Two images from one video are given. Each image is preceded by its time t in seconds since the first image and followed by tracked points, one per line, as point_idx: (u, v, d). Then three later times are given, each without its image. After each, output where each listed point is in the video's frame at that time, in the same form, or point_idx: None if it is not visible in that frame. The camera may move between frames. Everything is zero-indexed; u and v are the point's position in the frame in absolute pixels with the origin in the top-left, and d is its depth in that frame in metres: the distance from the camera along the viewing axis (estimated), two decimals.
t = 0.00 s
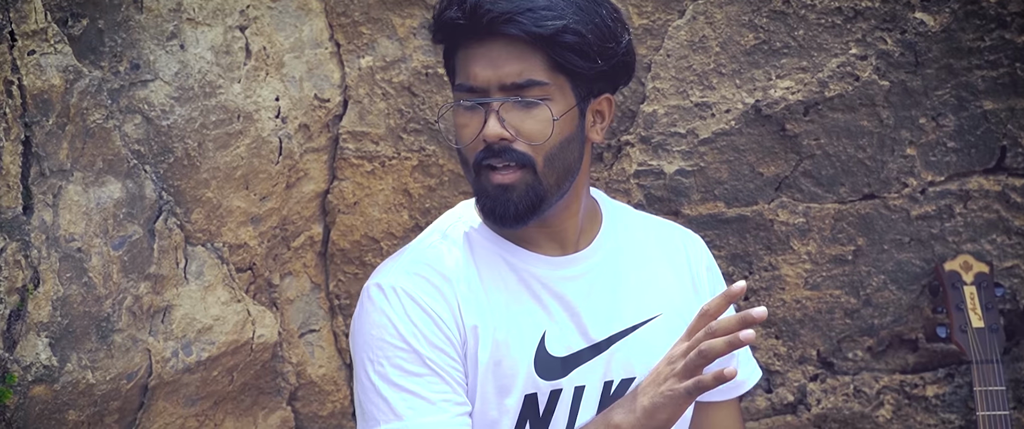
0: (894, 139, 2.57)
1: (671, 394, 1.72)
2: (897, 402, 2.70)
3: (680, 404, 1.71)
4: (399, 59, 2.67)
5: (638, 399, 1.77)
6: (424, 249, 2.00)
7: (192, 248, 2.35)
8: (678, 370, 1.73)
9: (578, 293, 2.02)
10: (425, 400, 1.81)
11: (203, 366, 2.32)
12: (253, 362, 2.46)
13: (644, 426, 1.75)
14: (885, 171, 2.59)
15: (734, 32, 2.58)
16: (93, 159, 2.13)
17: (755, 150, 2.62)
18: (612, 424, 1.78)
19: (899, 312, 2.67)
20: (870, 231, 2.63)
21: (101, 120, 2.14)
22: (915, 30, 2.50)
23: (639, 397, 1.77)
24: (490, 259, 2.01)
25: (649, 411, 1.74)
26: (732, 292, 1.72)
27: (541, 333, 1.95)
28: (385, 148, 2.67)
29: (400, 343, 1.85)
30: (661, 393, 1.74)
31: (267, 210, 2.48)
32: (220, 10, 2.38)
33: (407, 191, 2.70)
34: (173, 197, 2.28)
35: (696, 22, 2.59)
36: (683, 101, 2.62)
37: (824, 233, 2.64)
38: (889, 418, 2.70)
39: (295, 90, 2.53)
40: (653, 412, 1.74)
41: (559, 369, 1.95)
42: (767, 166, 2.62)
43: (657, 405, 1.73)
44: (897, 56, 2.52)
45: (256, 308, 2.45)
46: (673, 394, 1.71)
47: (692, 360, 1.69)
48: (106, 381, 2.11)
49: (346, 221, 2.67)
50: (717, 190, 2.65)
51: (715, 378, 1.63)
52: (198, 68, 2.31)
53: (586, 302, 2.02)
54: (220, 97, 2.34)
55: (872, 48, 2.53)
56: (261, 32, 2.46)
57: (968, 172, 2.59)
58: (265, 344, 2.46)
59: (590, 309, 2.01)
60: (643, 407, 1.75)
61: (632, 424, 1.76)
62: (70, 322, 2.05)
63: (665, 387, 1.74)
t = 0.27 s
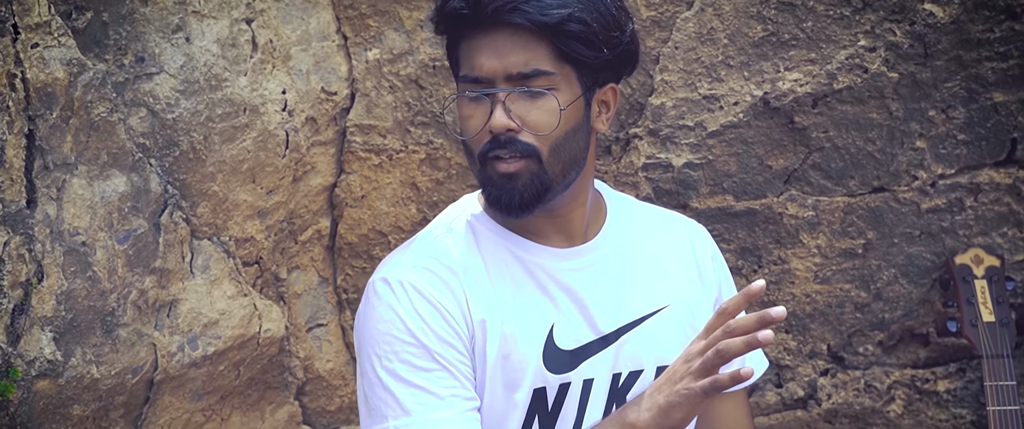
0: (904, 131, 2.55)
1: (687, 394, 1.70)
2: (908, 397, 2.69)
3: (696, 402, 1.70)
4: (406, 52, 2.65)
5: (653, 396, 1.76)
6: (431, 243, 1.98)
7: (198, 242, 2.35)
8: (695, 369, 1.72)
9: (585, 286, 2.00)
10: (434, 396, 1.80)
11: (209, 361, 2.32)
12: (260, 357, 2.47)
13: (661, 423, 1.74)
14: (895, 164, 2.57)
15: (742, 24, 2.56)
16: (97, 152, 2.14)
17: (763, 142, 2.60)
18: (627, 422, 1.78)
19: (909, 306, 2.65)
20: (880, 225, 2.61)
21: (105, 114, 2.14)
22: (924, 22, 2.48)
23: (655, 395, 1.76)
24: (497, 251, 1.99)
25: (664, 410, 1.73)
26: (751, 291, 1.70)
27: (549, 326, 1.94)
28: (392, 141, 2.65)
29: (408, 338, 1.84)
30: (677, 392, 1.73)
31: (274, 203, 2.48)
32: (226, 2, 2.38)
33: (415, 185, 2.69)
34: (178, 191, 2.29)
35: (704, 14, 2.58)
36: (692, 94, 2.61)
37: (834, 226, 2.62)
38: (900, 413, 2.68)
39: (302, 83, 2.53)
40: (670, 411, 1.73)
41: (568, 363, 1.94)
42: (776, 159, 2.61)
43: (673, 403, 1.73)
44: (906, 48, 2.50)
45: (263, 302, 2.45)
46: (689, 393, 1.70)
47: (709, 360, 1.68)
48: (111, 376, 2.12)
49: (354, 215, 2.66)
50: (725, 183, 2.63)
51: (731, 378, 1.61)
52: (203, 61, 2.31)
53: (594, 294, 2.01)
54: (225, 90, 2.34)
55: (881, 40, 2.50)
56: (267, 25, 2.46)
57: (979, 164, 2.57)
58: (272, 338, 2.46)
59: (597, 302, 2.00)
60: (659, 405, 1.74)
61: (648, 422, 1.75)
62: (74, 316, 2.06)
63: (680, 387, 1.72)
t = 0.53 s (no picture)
0: (914, 136, 2.53)
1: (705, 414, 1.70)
2: (920, 402, 2.66)
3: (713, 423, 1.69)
4: (415, 57, 2.64)
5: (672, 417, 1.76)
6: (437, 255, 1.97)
7: (204, 248, 2.35)
8: (715, 389, 1.72)
9: (592, 297, 1.99)
10: (444, 409, 1.79)
11: (215, 366, 2.32)
12: (267, 362, 2.47)
13: None
14: (905, 168, 2.55)
15: (751, 28, 2.55)
16: (103, 158, 2.14)
17: (773, 147, 2.58)
18: None
19: (920, 312, 2.63)
20: (890, 230, 2.59)
21: (111, 119, 2.14)
22: (934, 26, 2.46)
23: (673, 416, 1.76)
24: (503, 262, 1.98)
25: None
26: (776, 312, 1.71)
27: (557, 337, 1.93)
28: (400, 146, 2.64)
29: (417, 351, 1.83)
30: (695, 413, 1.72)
31: (281, 209, 2.48)
32: (233, 8, 2.39)
33: (424, 190, 2.67)
34: (184, 197, 2.29)
35: (713, 18, 2.56)
36: (701, 99, 2.59)
37: (844, 231, 2.60)
38: (912, 419, 2.67)
39: (309, 88, 2.52)
40: None
41: (576, 374, 1.92)
42: (785, 163, 2.59)
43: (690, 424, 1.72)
44: (916, 52, 2.48)
45: (270, 307, 2.45)
46: (706, 413, 1.70)
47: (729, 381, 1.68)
48: (116, 382, 2.12)
49: (362, 220, 2.66)
50: (734, 189, 2.62)
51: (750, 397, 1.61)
52: (210, 67, 2.32)
53: (600, 304, 1.99)
54: (233, 95, 2.35)
55: (891, 44, 2.49)
56: (274, 30, 2.46)
57: (991, 169, 2.55)
58: (280, 344, 2.46)
59: (603, 311, 1.99)
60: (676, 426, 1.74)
61: None
62: (79, 322, 2.06)
63: (699, 407, 1.72)
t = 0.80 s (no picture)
0: (923, 139, 2.52)
1: None
2: (930, 407, 2.64)
3: None
4: (422, 60, 2.63)
5: None
6: (442, 267, 1.97)
7: (210, 252, 2.35)
8: None
9: (597, 306, 1.96)
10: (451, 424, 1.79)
11: (221, 371, 2.32)
12: (273, 367, 2.46)
13: None
14: (914, 171, 2.53)
15: (759, 31, 2.54)
16: (107, 162, 2.14)
17: (781, 150, 2.57)
18: None
19: (930, 316, 2.61)
20: (899, 234, 2.58)
21: (115, 123, 2.14)
22: (943, 28, 2.45)
23: None
24: (508, 273, 1.97)
25: None
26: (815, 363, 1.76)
27: (562, 348, 1.90)
28: (407, 150, 2.64)
29: (422, 366, 1.83)
30: None
31: (288, 213, 2.48)
32: (239, 11, 2.39)
33: (431, 194, 2.67)
34: (190, 200, 2.30)
35: (720, 21, 2.56)
36: (708, 102, 2.58)
37: (853, 235, 2.59)
38: (921, 424, 2.64)
39: (316, 92, 2.52)
40: None
41: (581, 386, 1.90)
42: (794, 167, 2.58)
43: None
44: (924, 54, 2.47)
45: (276, 312, 2.45)
46: None
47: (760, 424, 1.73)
48: (121, 386, 2.12)
49: (369, 224, 2.66)
50: (742, 192, 2.60)
51: None
52: (215, 70, 2.32)
53: (606, 313, 1.97)
54: (238, 98, 2.34)
55: (899, 46, 2.48)
56: (281, 34, 2.46)
57: (1000, 172, 2.53)
58: (286, 348, 2.46)
59: (608, 320, 1.96)
60: None
61: None
62: (84, 326, 2.06)
63: None
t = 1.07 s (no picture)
0: (925, 145, 2.51)
1: None
2: (933, 414, 2.63)
3: None
4: (423, 66, 2.62)
5: None
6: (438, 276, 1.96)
7: (210, 258, 2.34)
8: None
9: (595, 314, 1.95)
10: None
11: (220, 378, 2.32)
12: (273, 374, 2.46)
13: None
14: (916, 177, 2.53)
15: (760, 36, 2.53)
16: (106, 168, 2.14)
17: (783, 156, 2.56)
18: None
19: (933, 322, 2.60)
20: (902, 240, 2.56)
21: (113, 130, 2.14)
22: (945, 33, 2.44)
23: None
24: (505, 281, 1.96)
25: None
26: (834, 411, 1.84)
27: (560, 357, 1.89)
28: (408, 156, 2.63)
29: (420, 376, 1.82)
30: None
31: (288, 219, 2.48)
32: (239, 17, 2.39)
33: (432, 200, 2.65)
34: (189, 207, 2.29)
35: (722, 26, 2.55)
36: (710, 107, 2.57)
37: (855, 241, 2.58)
38: None
39: (317, 98, 2.52)
40: None
41: (579, 394, 1.89)
42: (795, 173, 2.57)
43: None
44: (926, 60, 2.46)
45: (276, 318, 2.45)
46: None
47: None
48: (119, 393, 2.11)
49: (370, 230, 2.65)
50: (744, 198, 2.60)
51: None
52: (215, 76, 2.31)
53: (604, 321, 1.95)
54: (238, 105, 2.34)
55: (901, 52, 2.47)
56: (281, 40, 2.46)
57: (1004, 178, 2.52)
58: (286, 355, 2.45)
59: (607, 328, 1.95)
60: None
61: None
62: (81, 333, 2.05)
63: None
